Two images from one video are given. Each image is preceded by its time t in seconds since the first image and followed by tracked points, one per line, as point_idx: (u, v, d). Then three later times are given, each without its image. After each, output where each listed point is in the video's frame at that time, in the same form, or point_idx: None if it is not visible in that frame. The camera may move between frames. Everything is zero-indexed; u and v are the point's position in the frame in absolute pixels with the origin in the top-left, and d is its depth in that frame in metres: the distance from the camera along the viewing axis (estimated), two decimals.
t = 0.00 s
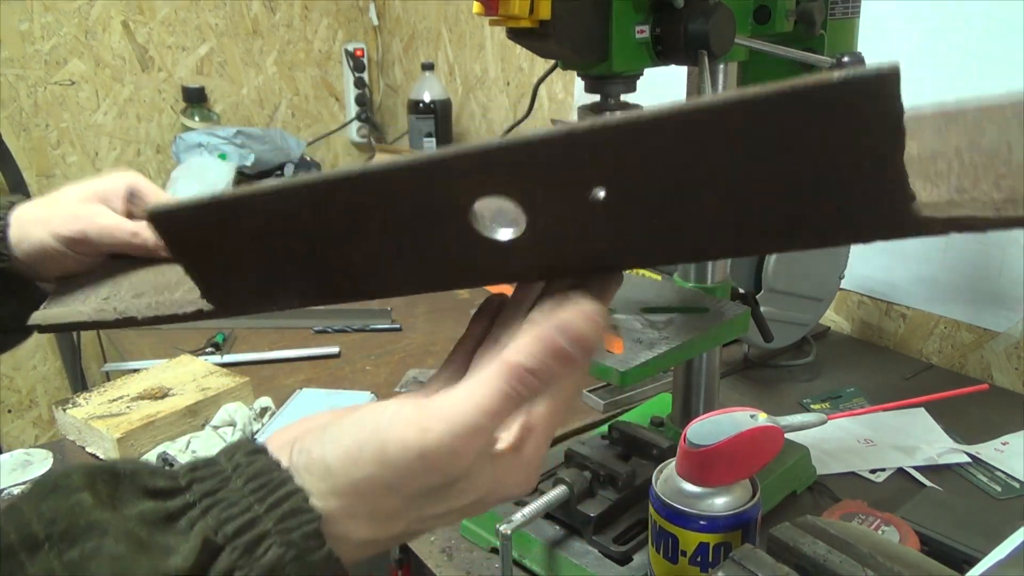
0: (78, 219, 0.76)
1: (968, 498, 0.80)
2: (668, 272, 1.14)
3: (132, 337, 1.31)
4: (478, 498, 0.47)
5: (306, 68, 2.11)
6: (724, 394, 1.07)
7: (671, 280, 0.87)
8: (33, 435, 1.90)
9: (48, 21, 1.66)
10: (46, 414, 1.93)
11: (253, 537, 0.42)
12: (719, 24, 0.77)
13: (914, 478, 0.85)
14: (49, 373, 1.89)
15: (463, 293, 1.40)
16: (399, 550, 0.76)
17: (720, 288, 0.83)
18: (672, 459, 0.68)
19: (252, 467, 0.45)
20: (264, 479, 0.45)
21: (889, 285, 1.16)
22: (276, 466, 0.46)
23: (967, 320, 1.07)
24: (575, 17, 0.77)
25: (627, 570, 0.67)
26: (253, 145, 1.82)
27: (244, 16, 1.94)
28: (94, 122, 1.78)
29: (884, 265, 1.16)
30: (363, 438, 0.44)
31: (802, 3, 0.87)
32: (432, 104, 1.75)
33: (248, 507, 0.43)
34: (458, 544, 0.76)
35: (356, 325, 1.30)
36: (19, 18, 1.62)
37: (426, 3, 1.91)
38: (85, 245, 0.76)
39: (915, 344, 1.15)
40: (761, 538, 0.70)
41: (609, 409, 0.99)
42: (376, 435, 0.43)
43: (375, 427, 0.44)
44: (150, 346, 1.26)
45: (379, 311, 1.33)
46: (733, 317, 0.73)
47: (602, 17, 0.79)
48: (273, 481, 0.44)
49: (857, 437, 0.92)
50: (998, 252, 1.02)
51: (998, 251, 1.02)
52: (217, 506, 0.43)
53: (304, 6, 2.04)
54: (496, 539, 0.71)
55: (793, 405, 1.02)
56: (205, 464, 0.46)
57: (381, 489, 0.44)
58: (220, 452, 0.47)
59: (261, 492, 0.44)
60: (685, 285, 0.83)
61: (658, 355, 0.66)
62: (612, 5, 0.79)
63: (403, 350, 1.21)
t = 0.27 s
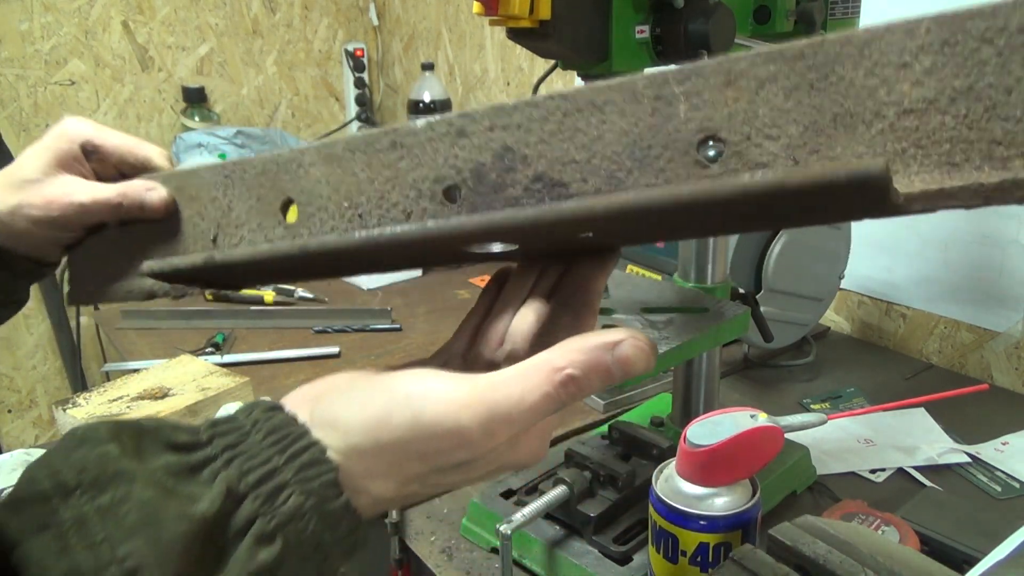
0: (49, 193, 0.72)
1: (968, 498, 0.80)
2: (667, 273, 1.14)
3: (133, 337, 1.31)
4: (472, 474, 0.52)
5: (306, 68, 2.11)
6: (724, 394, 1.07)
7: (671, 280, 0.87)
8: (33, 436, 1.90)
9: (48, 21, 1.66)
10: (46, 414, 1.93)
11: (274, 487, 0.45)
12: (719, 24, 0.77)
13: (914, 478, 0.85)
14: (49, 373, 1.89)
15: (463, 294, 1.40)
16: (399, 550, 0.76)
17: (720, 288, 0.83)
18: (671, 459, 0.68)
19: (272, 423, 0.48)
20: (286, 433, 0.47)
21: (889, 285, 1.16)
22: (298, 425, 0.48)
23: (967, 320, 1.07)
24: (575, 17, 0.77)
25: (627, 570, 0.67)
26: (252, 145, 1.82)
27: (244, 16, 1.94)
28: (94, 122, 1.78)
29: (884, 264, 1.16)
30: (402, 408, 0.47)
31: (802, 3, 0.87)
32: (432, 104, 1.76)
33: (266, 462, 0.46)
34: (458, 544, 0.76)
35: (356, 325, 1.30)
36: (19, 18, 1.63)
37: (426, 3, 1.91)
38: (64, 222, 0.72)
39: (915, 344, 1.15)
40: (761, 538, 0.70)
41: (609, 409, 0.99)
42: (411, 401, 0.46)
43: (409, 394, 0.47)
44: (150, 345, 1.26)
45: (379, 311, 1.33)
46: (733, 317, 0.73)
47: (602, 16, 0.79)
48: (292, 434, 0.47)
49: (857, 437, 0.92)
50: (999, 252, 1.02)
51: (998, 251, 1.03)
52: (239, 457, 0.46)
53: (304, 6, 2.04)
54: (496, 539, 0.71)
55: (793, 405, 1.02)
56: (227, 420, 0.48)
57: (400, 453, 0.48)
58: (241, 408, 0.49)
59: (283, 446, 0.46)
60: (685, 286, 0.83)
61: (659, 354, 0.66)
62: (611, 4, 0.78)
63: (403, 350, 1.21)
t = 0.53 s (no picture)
0: (37, 193, 0.76)
1: (968, 498, 0.80)
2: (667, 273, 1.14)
3: (133, 337, 1.31)
4: (487, 429, 0.59)
5: (306, 68, 2.10)
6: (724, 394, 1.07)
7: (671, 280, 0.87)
8: (33, 436, 1.90)
9: (48, 21, 1.66)
10: (46, 415, 1.93)
11: (297, 442, 0.49)
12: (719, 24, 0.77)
13: (914, 478, 0.85)
14: (49, 374, 1.89)
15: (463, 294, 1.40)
16: (399, 551, 0.76)
17: (720, 288, 0.83)
18: (671, 460, 0.68)
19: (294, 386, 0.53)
20: (304, 394, 0.52)
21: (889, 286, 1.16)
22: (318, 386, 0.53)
23: (967, 320, 1.07)
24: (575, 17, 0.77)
25: (627, 570, 0.67)
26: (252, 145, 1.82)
27: (244, 16, 1.94)
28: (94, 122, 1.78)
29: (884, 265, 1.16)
30: (419, 367, 0.52)
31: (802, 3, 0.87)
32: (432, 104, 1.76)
33: (287, 421, 0.50)
34: (458, 544, 0.76)
35: (356, 324, 1.30)
36: (19, 18, 1.63)
37: (426, 3, 1.91)
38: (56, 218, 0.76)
39: (915, 344, 1.15)
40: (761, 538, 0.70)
41: (609, 409, 0.99)
42: (432, 358, 0.52)
43: (429, 352, 0.52)
44: (150, 346, 1.26)
45: (379, 311, 1.33)
46: (732, 317, 0.73)
47: (601, 15, 0.79)
48: (311, 394, 0.52)
49: (857, 437, 0.92)
50: (999, 252, 1.02)
51: (999, 251, 1.02)
52: (261, 417, 0.50)
53: (304, 6, 2.03)
54: (496, 539, 0.71)
55: (793, 405, 1.02)
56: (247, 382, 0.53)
57: (424, 407, 0.53)
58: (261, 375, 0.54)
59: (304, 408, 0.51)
60: (685, 286, 0.83)
61: (656, 356, 0.66)
62: (612, 4, 0.78)
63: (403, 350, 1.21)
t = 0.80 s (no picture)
0: (38, 197, 0.75)
1: (968, 497, 0.80)
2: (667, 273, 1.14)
3: (132, 337, 1.31)
4: (493, 423, 0.60)
5: (306, 68, 2.10)
6: (724, 394, 1.07)
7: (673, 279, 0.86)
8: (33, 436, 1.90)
9: (48, 21, 1.66)
10: (46, 415, 1.93)
11: (312, 434, 0.49)
12: (719, 24, 0.77)
13: (914, 478, 0.85)
14: (49, 374, 1.89)
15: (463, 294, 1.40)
16: (399, 550, 0.76)
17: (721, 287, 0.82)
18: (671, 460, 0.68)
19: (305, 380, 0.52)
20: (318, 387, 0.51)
21: (889, 286, 1.17)
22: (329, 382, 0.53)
23: (968, 320, 1.07)
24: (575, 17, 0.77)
25: (626, 570, 0.67)
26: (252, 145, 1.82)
27: (244, 16, 1.94)
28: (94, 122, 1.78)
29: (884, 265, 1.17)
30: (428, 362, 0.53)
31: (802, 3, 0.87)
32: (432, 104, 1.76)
33: (301, 413, 0.49)
34: (458, 544, 0.76)
35: (356, 324, 1.30)
36: (19, 18, 1.63)
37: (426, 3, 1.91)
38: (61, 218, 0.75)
39: (915, 344, 1.15)
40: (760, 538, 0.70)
41: (609, 409, 1.00)
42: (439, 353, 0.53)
43: (435, 348, 0.54)
44: (150, 345, 1.26)
45: (379, 311, 1.33)
46: (733, 317, 0.72)
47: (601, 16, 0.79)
48: (323, 388, 0.51)
49: (857, 437, 0.92)
50: (999, 251, 1.02)
51: (999, 250, 1.02)
52: (275, 411, 0.49)
53: (304, 6, 2.03)
54: (496, 539, 0.71)
55: (793, 405, 1.02)
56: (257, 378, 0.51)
57: (428, 403, 0.54)
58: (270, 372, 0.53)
59: (318, 401, 0.51)
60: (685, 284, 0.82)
61: (658, 355, 0.66)
62: (612, 5, 0.78)
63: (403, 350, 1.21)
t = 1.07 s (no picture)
0: (41, 191, 0.76)
1: (969, 498, 0.80)
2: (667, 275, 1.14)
3: (133, 337, 1.31)
4: (471, 399, 0.59)
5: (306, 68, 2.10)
6: (725, 394, 1.07)
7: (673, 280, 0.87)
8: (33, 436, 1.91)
9: (48, 21, 1.67)
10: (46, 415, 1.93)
11: (306, 393, 0.47)
12: (719, 24, 0.77)
13: (914, 478, 0.85)
14: (50, 374, 1.89)
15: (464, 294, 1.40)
16: (399, 550, 0.76)
17: (720, 288, 0.82)
18: (671, 460, 0.68)
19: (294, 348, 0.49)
20: (309, 360, 0.48)
21: (889, 286, 1.17)
22: (319, 347, 0.50)
23: (967, 320, 1.07)
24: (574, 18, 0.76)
25: (627, 570, 0.67)
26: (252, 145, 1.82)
27: (244, 16, 1.94)
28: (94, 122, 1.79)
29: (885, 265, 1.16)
30: (408, 331, 0.52)
31: (802, 3, 0.87)
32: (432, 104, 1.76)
33: (297, 377, 0.47)
34: (458, 544, 0.76)
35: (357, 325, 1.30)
36: (19, 18, 1.63)
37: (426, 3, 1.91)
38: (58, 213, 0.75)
39: (916, 344, 1.15)
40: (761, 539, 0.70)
41: (609, 409, 1.00)
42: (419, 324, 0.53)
43: (414, 320, 0.53)
44: (150, 345, 1.27)
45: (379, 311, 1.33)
46: (732, 318, 0.73)
47: (601, 16, 0.79)
48: (313, 352, 0.49)
49: (857, 437, 0.92)
50: (1000, 252, 1.02)
51: (1000, 250, 1.02)
52: (271, 373, 0.47)
53: (304, 6, 2.03)
54: (496, 539, 0.71)
55: (793, 405, 1.02)
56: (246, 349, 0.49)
57: (409, 365, 0.53)
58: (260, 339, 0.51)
59: (311, 364, 0.48)
60: (685, 286, 0.82)
61: (659, 354, 0.66)
62: (611, 5, 0.78)
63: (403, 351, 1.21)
